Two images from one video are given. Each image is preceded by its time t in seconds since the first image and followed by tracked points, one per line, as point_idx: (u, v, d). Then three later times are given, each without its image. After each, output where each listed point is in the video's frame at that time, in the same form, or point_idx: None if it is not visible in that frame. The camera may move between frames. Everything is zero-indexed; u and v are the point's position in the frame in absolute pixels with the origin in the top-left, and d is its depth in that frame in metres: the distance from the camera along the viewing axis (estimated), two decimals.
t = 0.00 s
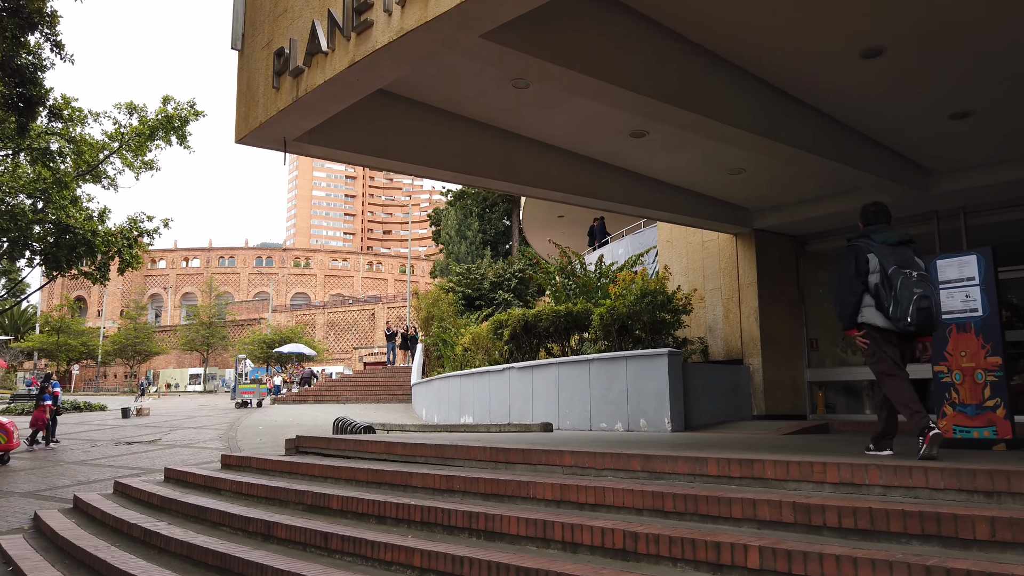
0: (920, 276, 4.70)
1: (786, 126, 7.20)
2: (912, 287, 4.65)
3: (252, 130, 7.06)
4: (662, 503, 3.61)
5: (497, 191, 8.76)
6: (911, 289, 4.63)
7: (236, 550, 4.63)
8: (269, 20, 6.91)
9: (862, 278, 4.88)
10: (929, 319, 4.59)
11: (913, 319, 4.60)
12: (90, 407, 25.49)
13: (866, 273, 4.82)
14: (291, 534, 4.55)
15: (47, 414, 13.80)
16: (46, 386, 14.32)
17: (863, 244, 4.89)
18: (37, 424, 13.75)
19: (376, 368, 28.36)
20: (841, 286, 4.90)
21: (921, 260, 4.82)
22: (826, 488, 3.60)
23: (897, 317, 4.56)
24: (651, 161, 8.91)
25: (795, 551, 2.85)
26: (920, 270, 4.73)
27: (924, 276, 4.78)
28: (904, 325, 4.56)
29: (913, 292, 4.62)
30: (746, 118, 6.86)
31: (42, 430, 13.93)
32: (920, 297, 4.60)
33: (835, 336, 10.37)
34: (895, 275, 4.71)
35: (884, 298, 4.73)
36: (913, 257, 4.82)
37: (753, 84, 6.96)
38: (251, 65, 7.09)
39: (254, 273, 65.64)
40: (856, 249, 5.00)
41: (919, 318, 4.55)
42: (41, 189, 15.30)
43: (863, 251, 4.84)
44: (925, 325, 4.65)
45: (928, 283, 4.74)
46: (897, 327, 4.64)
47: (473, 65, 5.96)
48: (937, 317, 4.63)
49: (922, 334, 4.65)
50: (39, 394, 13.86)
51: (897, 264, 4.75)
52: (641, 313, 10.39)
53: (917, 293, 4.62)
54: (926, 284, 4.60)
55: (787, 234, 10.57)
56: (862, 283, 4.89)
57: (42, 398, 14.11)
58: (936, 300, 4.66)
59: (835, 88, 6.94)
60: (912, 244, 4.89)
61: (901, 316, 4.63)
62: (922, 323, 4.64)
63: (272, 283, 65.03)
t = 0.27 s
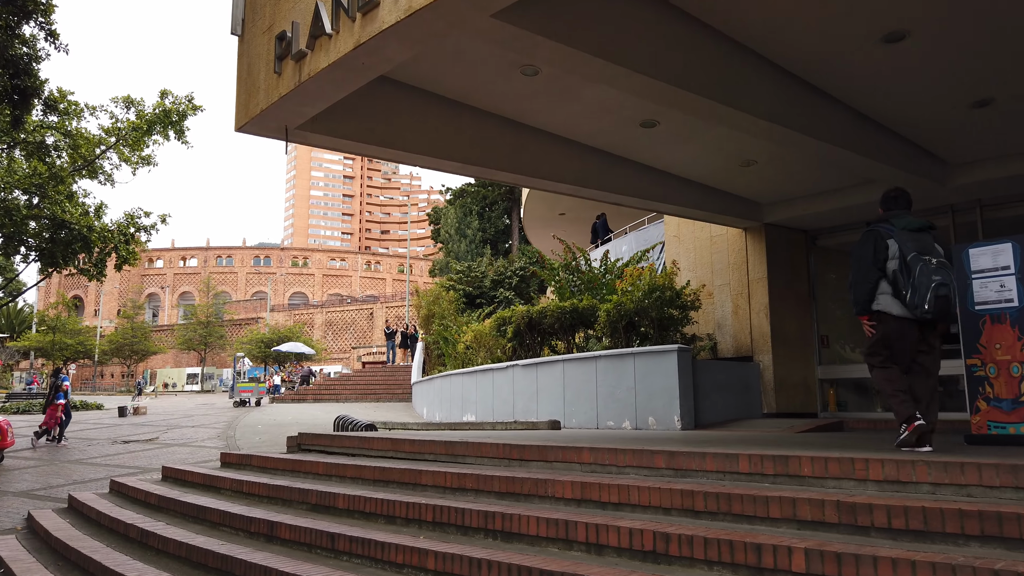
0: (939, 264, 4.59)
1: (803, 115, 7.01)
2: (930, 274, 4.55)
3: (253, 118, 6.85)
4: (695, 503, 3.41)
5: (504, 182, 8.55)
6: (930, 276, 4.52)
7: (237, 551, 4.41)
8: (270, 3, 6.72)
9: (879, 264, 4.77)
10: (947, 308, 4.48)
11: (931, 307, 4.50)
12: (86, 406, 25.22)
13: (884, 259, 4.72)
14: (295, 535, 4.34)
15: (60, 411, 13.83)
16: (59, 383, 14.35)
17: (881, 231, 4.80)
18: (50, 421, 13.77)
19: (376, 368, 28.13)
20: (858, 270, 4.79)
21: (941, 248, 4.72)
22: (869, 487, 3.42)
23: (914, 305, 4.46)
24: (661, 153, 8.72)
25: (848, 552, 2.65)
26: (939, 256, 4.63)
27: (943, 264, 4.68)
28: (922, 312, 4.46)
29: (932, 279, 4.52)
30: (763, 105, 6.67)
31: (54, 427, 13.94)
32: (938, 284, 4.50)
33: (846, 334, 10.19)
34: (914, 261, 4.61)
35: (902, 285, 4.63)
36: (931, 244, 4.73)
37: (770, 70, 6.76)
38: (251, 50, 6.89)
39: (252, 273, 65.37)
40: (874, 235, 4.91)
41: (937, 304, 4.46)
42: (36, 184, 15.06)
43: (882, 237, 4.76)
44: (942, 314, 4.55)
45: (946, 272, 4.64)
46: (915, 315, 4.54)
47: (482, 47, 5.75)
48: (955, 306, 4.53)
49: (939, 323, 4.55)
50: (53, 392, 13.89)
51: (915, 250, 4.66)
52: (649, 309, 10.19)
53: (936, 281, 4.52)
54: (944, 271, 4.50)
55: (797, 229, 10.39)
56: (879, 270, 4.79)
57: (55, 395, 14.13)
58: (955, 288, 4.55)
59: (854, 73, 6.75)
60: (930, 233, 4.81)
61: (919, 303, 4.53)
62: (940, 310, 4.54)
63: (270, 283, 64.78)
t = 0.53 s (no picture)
0: (966, 269, 4.50)
1: (825, 109, 6.82)
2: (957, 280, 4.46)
3: (259, 110, 6.63)
4: (744, 513, 3.24)
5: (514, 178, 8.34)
6: (957, 282, 4.44)
7: (243, 560, 4.20)
8: None
9: (904, 273, 4.71)
10: (977, 314, 4.38)
11: (960, 314, 4.40)
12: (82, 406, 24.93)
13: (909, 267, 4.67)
14: (306, 544, 4.12)
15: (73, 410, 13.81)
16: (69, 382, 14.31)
17: (903, 239, 4.76)
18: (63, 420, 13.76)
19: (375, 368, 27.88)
20: (883, 280, 4.74)
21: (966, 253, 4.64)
22: (926, 497, 3.27)
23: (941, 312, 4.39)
24: (675, 149, 8.52)
25: (915, 568, 2.44)
26: (965, 262, 4.55)
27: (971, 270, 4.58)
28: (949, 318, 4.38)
29: (959, 286, 4.43)
30: (785, 99, 6.48)
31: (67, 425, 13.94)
32: (965, 290, 4.41)
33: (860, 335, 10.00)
34: (938, 268, 4.54)
35: (929, 292, 4.55)
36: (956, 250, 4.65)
37: (792, 62, 6.58)
38: (256, 40, 6.69)
39: (250, 273, 65.05)
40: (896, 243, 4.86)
41: (965, 310, 4.37)
42: (33, 180, 14.81)
43: (905, 245, 4.70)
44: (974, 321, 4.44)
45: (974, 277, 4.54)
46: (943, 322, 4.45)
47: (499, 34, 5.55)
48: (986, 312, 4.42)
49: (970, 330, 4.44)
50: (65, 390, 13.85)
51: (939, 256, 4.59)
52: (660, 308, 9.99)
53: (964, 287, 4.43)
54: (972, 277, 4.41)
55: (811, 228, 10.20)
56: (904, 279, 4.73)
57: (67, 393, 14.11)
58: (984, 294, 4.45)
59: (878, 64, 6.57)
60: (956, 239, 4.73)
61: (947, 310, 4.44)
62: (969, 317, 4.44)
63: (268, 283, 64.49)
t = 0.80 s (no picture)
0: (981, 261, 4.37)
1: (848, 96, 6.63)
2: (974, 272, 4.32)
3: (265, 95, 6.41)
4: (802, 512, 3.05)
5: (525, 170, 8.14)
6: (974, 274, 4.30)
7: (251, 561, 3.98)
8: None
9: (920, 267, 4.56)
10: (997, 306, 4.25)
11: (980, 307, 4.26)
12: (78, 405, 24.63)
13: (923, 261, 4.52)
14: (319, 545, 3.90)
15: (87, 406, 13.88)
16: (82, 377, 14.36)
17: (917, 233, 4.61)
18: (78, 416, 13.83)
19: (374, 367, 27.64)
20: (898, 276, 4.59)
21: (981, 244, 4.50)
22: (993, 496, 3.08)
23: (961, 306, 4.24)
24: (690, 139, 8.32)
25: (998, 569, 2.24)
26: (981, 253, 4.41)
27: (987, 260, 4.45)
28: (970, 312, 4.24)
29: (976, 278, 4.29)
30: (809, 85, 6.29)
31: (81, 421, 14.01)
32: (983, 282, 4.27)
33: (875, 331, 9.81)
34: (953, 261, 4.40)
35: (946, 286, 4.41)
36: (970, 241, 4.52)
37: (816, 46, 6.38)
38: (262, 22, 6.47)
39: (247, 272, 64.70)
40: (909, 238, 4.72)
41: (986, 303, 4.23)
42: (29, 174, 14.56)
43: (919, 239, 4.57)
44: (993, 312, 4.31)
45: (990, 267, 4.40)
46: (964, 315, 4.31)
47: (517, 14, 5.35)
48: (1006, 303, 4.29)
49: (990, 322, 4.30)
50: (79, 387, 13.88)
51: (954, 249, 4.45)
52: (671, 304, 9.79)
53: (981, 279, 4.29)
54: (989, 268, 4.27)
55: (825, 222, 10.01)
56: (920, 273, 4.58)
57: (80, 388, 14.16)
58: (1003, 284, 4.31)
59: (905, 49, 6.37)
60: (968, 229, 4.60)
61: (966, 303, 4.30)
62: (990, 309, 4.30)
63: (265, 282, 64.16)
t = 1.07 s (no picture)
0: (1009, 261, 4.29)
1: (878, 86, 6.41)
2: (1001, 274, 4.26)
3: (274, 85, 6.17)
4: (873, 527, 2.80)
5: (540, 164, 7.92)
6: (1001, 276, 4.24)
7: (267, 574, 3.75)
8: None
9: (945, 270, 4.50)
10: None
11: (1007, 309, 4.21)
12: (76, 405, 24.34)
13: (948, 263, 4.47)
14: (339, 557, 3.67)
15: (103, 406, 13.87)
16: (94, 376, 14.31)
17: (942, 236, 4.53)
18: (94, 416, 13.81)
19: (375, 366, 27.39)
20: (921, 280, 4.55)
21: (1009, 243, 4.40)
22: None
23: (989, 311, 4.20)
24: (709, 133, 8.10)
25: None
26: (1009, 254, 4.32)
27: (1015, 259, 4.36)
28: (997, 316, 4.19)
29: (1003, 279, 4.23)
30: (839, 74, 6.06)
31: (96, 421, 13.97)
32: (1010, 285, 4.21)
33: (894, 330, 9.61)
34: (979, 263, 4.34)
35: (972, 289, 4.36)
36: (997, 240, 4.43)
37: (846, 34, 6.17)
38: (272, 9, 6.24)
39: (245, 271, 64.37)
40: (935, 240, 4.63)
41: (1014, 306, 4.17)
42: (27, 170, 14.30)
43: (944, 242, 4.49)
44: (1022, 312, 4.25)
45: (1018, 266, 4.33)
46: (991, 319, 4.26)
47: None
48: None
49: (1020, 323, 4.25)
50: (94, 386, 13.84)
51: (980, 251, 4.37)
52: (686, 302, 9.58)
53: (1009, 280, 4.22)
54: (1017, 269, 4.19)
55: (842, 219, 9.82)
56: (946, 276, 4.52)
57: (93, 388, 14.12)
58: None
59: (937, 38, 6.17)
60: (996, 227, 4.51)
61: (994, 306, 4.25)
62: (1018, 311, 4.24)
63: (263, 281, 63.85)
